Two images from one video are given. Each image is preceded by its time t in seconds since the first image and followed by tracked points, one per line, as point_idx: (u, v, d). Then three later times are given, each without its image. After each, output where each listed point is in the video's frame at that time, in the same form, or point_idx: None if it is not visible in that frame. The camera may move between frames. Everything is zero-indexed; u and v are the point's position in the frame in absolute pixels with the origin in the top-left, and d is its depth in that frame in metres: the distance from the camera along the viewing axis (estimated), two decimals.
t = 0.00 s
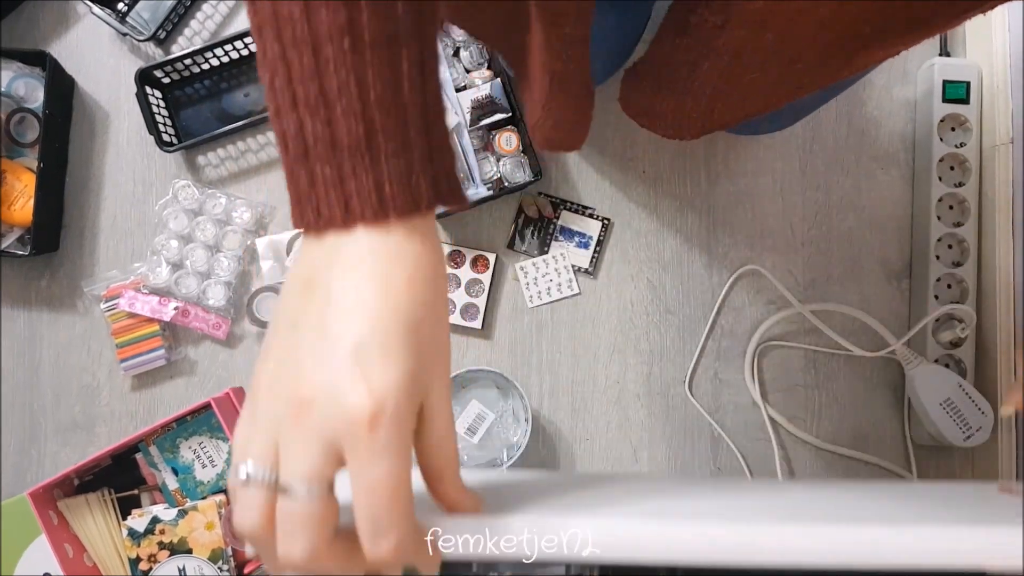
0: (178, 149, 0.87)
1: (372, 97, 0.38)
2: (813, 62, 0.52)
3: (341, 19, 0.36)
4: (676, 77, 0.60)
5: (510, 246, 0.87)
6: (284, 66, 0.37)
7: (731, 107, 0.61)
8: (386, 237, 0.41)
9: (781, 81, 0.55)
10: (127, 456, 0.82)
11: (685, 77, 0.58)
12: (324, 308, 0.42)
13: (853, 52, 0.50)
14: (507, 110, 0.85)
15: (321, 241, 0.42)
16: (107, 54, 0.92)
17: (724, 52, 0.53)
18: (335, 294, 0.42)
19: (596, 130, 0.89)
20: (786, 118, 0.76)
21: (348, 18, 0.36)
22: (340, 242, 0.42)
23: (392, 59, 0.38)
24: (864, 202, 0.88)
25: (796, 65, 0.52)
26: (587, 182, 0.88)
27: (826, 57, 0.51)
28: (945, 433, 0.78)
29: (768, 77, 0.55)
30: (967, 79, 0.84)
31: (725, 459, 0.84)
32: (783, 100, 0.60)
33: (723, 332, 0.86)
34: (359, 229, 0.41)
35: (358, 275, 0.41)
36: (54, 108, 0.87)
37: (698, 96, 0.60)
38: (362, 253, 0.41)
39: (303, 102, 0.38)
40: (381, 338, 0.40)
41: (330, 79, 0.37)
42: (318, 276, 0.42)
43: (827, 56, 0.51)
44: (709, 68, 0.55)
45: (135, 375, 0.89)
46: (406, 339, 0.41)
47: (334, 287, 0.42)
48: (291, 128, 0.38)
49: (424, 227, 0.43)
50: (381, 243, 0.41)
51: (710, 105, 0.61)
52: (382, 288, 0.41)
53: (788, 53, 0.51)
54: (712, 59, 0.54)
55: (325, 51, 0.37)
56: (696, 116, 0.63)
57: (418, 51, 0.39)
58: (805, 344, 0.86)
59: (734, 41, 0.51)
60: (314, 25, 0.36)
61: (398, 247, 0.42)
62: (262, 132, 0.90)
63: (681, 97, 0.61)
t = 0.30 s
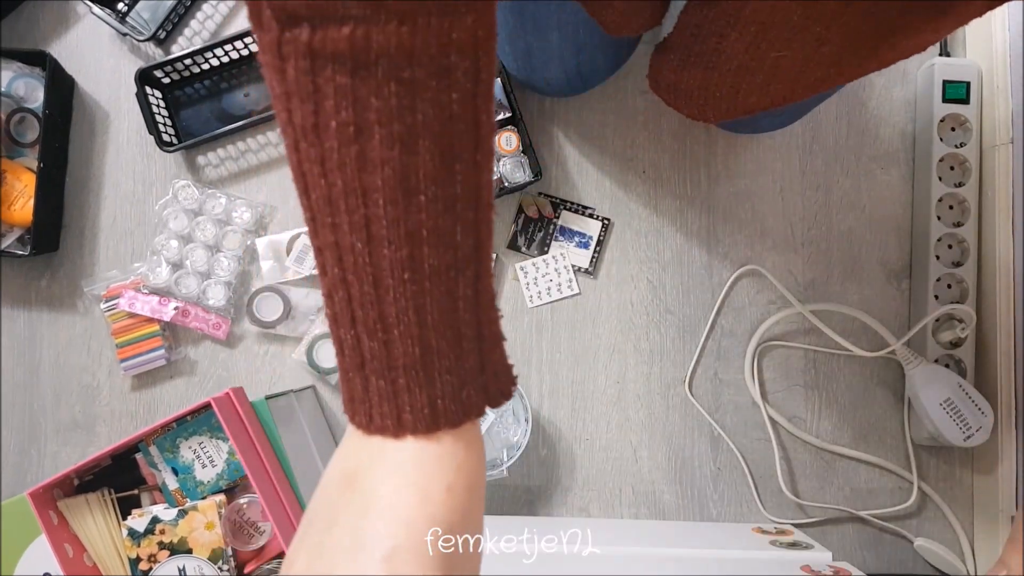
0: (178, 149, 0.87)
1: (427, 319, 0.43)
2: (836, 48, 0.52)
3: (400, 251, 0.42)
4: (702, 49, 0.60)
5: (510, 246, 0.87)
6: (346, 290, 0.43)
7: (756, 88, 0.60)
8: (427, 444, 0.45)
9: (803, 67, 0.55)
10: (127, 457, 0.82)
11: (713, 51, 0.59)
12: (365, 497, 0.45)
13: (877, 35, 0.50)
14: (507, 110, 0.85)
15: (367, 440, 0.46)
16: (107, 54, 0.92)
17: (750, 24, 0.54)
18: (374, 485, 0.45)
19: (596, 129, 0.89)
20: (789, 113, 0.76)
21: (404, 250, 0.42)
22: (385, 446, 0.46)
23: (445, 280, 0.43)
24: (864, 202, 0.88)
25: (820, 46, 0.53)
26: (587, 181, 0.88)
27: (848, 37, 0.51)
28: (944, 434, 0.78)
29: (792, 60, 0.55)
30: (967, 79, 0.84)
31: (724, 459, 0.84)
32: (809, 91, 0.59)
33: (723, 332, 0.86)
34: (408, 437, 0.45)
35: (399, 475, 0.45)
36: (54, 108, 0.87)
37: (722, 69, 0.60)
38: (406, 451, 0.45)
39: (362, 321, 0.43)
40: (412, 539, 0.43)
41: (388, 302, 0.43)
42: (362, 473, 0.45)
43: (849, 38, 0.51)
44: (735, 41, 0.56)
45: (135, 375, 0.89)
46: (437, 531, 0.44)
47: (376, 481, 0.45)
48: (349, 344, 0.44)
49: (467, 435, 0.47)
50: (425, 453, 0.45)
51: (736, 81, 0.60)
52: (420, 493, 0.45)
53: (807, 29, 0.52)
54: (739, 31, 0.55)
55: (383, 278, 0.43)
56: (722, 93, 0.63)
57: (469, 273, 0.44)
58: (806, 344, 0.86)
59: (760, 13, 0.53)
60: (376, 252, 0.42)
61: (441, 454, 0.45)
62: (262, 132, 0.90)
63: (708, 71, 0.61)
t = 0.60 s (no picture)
0: (175, 148, 0.86)
1: (444, 331, 0.41)
2: (837, 42, 0.52)
3: (414, 261, 0.40)
4: (703, 37, 0.59)
5: (509, 245, 0.86)
6: (357, 305, 0.41)
7: (755, 82, 0.59)
8: (443, 477, 0.44)
9: (802, 59, 0.54)
10: (123, 458, 0.81)
11: (711, 40, 0.58)
12: (381, 544, 0.43)
13: (876, 27, 0.49)
14: (507, 108, 0.84)
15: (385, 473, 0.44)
16: (103, 52, 0.91)
17: (749, 11, 0.54)
18: (390, 529, 0.43)
19: (597, 128, 0.88)
20: (791, 111, 0.75)
21: (419, 261, 0.40)
22: (403, 480, 0.44)
23: (464, 290, 0.41)
24: (867, 202, 0.87)
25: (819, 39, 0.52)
26: (587, 181, 0.88)
27: (847, 30, 0.50)
28: (949, 435, 0.77)
29: (792, 52, 0.54)
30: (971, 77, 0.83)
31: (726, 461, 0.84)
32: (808, 86, 0.59)
33: (726, 332, 0.86)
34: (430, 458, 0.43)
35: (409, 514, 0.43)
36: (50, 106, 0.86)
37: (722, 58, 0.59)
38: (409, 487, 0.44)
39: (374, 336, 0.41)
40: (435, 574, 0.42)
41: (403, 316, 0.40)
42: (381, 519, 0.43)
43: (848, 29, 0.50)
44: (733, 29, 0.56)
45: (132, 376, 0.88)
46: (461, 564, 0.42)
47: (392, 523, 0.43)
48: (359, 361, 0.41)
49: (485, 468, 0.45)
50: (439, 485, 0.44)
51: (736, 74, 0.60)
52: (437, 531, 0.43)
53: (804, 18, 0.51)
54: (737, 19, 0.55)
55: (397, 291, 0.40)
56: (720, 85, 0.62)
57: (486, 282, 0.42)
58: (809, 344, 0.85)
59: None
60: (388, 263, 0.40)
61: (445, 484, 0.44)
62: (259, 130, 0.89)
63: (709, 60, 0.60)
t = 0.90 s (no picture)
0: (174, 148, 0.86)
1: (435, 152, 0.39)
2: (836, 41, 0.52)
3: (409, 87, 0.37)
4: (695, 46, 0.59)
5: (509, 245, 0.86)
6: (348, 130, 0.38)
7: (751, 85, 0.59)
8: (443, 288, 0.43)
9: (801, 58, 0.54)
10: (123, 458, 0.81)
11: (708, 44, 0.58)
12: (385, 361, 0.43)
13: (873, 24, 0.49)
14: (507, 108, 0.83)
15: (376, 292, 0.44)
16: (103, 52, 0.91)
17: (748, 15, 0.53)
18: (392, 352, 0.43)
19: (596, 129, 0.88)
20: (789, 113, 0.76)
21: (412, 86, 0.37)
22: (398, 295, 0.43)
23: (452, 121, 0.39)
24: (867, 202, 0.87)
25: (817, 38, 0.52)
26: (587, 181, 0.88)
27: (845, 28, 0.50)
28: (948, 434, 0.77)
29: (790, 52, 0.54)
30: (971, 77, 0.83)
31: (726, 460, 0.84)
32: (805, 84, 0.59)
33: (726, 332, 0.86)
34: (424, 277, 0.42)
35: (417, 333, 0.43)
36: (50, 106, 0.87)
37: (717, 63, 0.59)
38: (419, 306, 0.43)
39: (367, 158, 0.39)
40: (439, 390, 0.42)
41: (395, 136, 0.38)
42: (378, 332, 0.44)
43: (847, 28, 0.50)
44: (732, 33, 0.55)
45: (132, 376, 0.88)
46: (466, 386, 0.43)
47: (395, 340, 0.43)
48: (354, 186, 0.39)
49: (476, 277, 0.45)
50: (439, 297, 0.43)
51: (731, 79, 0.60)
52: (440, 349, 0.43)
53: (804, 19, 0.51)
54: (736, 23, 0.54)
55: (388, 109, 0.38)
56: (716, 89, 0.62)
57: (477, 118, 0.40)
58: (809, 344, 0.85)
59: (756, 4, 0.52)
60: (380, 85, 0.37)
61: (453, 305, 0.44)
62: (259, 131, 0.89)
63: (702, 65, 0.60)
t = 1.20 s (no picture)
0: (174, 148, 0.86)
1: None
2: (829, 59, 0.52)
3: None
4: (681, 66, 0.59)
5: (509, 245, 0.86)
6: None
7: (741, 102, 0.59)
8: (414, 85, 0.40)
9: (793, 78, 0.54)
10: (122, 458, 0.81)
11: (696, 69, 0.58)
12: (355, 164, 0.40)
13: (860, 48, 0.49)
14: (507, 108, 0.83)
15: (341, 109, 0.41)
16: (103, 52, 0.91)
17: (738, 43, 0.54)
18: (361, 162, 0.40)
19: (597, 129, 0.88)
20: (788, 117, 0.75)
21: None
22: (362, 108, 0.40)
23: None
24: (868, 202, 0.87)
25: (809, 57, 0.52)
26: (588, 182, 0.88)
27: (834, 46, 0.50)
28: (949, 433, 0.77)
29: (779, 75, 0.55)
30: (971, 77, 0.83)
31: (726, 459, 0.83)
32: (797, 96, 0.58)
33: (726, 331, 0.85)
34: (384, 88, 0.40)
35: (388, 131, 0.40)
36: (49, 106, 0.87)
37: (705, 84, 0.59)
38: (388, 104, 0.40)
39: None
40: (413, 183, 0.39)
41: None
42: (348, 141, 0.41)
43: (835, 50, 0.51)
44: (722, 60, 0.56)
45: (132, 376, 0.88)
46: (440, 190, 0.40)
47: (364, 144, 0.40)
48: None
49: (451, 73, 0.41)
50: (408, 89, 0.40)
51: (720, 99, 0.60)
52: (411, 145, 0.40)
53: (794, 44, 0.51)
54: (724, 52, 0.55)
55: None
56: (705, 110, 0.62)
57: None
58: (809, 344, 0.85)
59: (746, 33, 0.53)
60: None
61: (421, 101, 0.40)
62: (259, 130, 0.89)
63: (688, 85, 0.60)
